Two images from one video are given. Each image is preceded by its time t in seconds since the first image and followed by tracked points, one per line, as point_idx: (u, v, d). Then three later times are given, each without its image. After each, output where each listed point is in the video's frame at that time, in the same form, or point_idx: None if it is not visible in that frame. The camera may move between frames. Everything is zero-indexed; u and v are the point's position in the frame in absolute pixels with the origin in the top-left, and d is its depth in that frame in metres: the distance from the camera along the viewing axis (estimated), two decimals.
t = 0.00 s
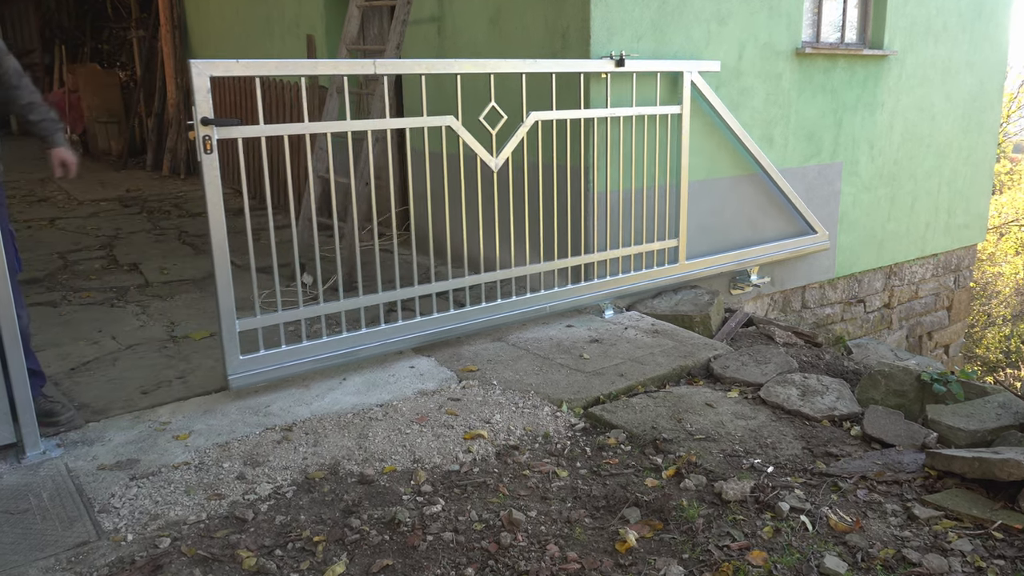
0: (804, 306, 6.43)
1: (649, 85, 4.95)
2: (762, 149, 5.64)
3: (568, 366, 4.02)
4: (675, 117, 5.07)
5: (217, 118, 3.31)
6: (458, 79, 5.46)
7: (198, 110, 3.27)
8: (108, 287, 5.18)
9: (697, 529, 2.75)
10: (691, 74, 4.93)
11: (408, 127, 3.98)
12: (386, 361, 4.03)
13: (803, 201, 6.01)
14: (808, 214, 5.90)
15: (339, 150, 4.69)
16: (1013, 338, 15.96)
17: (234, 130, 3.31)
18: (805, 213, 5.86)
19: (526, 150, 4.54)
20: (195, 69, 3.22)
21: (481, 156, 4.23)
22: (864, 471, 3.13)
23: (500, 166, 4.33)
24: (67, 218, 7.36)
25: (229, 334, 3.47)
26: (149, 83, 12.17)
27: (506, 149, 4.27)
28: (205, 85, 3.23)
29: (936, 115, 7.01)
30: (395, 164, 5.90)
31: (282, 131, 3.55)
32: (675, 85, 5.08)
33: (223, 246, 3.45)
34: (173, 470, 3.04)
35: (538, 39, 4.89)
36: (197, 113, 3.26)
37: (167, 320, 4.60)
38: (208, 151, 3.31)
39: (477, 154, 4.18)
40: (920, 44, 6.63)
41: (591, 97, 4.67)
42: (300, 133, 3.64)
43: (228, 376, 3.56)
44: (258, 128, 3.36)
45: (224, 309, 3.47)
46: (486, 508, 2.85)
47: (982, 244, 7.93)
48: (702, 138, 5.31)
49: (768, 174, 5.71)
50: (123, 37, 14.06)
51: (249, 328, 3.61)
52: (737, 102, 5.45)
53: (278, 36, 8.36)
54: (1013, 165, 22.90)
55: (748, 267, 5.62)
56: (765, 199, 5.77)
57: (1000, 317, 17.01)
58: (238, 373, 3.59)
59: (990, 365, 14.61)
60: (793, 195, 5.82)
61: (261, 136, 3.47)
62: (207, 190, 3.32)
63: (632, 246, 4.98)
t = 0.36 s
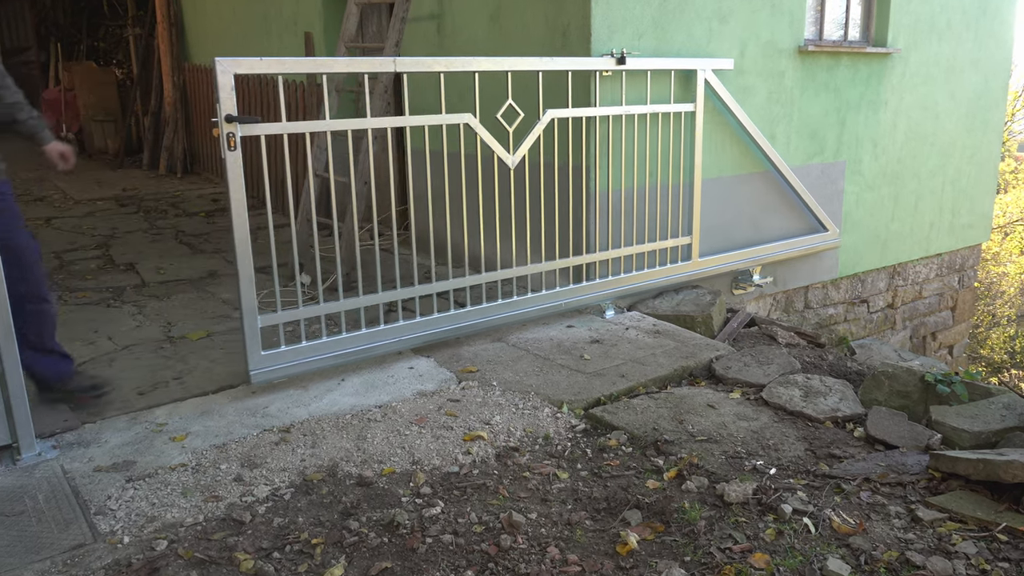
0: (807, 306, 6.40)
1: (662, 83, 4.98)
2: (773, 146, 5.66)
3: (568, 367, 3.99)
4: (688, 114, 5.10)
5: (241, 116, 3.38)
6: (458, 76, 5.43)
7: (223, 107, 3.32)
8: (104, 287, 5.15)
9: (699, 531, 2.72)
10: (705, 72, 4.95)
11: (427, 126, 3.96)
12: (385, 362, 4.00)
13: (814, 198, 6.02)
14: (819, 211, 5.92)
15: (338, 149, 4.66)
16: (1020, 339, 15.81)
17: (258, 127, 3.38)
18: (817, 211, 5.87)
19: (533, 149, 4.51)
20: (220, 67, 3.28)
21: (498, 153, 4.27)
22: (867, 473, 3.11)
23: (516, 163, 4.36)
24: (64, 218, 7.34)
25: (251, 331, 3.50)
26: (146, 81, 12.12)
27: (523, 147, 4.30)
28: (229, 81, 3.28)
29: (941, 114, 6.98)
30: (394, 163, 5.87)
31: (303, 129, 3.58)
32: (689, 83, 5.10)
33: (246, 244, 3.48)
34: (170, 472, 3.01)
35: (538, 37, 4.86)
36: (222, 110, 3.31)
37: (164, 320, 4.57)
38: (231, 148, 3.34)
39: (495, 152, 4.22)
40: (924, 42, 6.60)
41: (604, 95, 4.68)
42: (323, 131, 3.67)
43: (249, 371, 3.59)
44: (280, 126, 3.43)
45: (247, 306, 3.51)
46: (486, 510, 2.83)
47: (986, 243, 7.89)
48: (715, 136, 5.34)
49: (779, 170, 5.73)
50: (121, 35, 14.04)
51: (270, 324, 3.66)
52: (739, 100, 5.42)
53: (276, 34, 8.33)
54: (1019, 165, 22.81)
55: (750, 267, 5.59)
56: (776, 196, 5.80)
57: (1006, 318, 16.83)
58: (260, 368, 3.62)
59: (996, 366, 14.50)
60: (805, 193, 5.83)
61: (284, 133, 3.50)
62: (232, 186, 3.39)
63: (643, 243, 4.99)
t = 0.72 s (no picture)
0: (810, 307, 6.37)
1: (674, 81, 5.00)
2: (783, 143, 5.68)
3: (568, 368, 3.97)
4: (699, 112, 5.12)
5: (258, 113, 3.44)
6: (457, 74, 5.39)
7: (241, 104, 3.38)
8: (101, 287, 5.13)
9: (701, 534, 2.69)
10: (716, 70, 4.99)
11: (442, 123, 4.02)
12: (384, 363, 3.97)
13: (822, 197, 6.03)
14: (828, 209, 5.92)
15: (338, 147, 4.63)
16: None
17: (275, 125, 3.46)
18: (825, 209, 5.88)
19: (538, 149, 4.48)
20: (239, 65, 3.33)
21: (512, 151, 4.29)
22: (870, 475, 3.08)
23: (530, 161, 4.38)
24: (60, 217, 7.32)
25: (268, 326, 3.57)
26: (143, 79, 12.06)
27: (536, 144, 4.35)
28: (247, 79, 3.33)
29: (945, 112, 6.95)
30: (394, 162, 5.84)
31: (319, 127, 3.65)
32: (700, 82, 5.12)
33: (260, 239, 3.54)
34: (167, 473, 2.99)
35: (538, 34, 4.83)
36: (240, 108, 3.37)
37: (162, 321, 4.54)
38: (250, 145, 3.44)
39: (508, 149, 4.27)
40: (928, 40, 6.57)
41: (616, 93, 4.70)
42: (338, 127, 3.74)
43: (266, 367, 3.65)
44: (296, 124, 3.50)
45: (263, 302, 3.58)
46: (486, 512, 2.80)
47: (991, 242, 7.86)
48: (725, 134, 5.36)
49: (788, 168, 5.75)
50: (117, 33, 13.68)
51: (286, 320, 3.69)
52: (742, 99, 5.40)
53: (274, 32, 8.31)
54: None
55: (752, 267, 5.56)
56: (786, 193, 5.82)
57: (1011, 318, 16.15)
58: (276, 365, 3.67)
59: (1002, 366, 14.39)
60: (814, 191, 5.85)
61: (301, 131, 3.58)
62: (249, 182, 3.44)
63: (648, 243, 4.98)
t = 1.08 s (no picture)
0: (812, 307, 6.34)
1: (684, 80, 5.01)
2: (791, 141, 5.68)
3: (569, 368, 3.94)
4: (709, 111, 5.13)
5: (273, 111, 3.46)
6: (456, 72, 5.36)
7: (256, 102, 3.41)
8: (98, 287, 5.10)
9: (703, 536, 2.66)
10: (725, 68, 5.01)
11: (454, 120, 4.04)
12: (382, 364, 3.94)
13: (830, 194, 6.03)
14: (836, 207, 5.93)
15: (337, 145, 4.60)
16: None
17: (290, 122, 3.47)
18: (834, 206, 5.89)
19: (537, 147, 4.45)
20: (254, 62, 3.36)
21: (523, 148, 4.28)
22: (874, 476, 3.05)
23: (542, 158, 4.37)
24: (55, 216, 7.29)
25: (281, 323, 3.58)
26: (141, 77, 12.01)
27: (547, 142, 4.35)
28: (262, 78, 3.36)
29: (949, 110, 6.92)
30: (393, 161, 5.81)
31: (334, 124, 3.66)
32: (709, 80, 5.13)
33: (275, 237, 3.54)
34: (164, 475, 2.96)
35: (538, 32, 4.80)
36: (255, 105, 3.40)
37: (159, 321, 4.51)
38: (264, 143, 3.46)
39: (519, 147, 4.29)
40: (931, 37, 6.54)
41: (626, 91, 4.72)
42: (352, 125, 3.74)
43: (280, 365, 3.66)
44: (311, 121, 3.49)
45: (277, 298, 3.58)
46: (486, 515, 2.77)
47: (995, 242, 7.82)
48: (734, 133, 5.38)
49: (797, 165, 5.75)
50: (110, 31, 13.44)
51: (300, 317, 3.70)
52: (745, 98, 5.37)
53: (272, 29, 8.28)
54: None
55: (754, 267, 5.53)
56: (793, 191, 5.82)
57: (1015, 318, 16.07)
58: (291, 362, 3.68)
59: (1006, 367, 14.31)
60: (823, 188, 5.86)
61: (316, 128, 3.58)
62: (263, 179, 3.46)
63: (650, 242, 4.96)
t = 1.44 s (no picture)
0: (815, 307, 6.32)
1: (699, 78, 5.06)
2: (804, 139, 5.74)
3: (570, 369, 3.91)
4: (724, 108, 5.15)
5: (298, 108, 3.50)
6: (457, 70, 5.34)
7: (282, 99, 3.45)
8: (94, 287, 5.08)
9: (704, 539, 2.63)
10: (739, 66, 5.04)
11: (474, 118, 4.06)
12: (381, 365, 3.91)
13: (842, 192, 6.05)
14: (849, 204, 5.97)
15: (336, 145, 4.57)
16: None
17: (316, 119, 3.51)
18: (846, 203, 5.93)
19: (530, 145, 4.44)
20: (280, 60, 3.40)
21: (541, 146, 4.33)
22: (877, 478, 3.02)
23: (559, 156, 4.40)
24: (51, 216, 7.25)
25: (304, 318, 3.62)
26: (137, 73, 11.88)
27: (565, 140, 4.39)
28: (288, 76, 3.39)
29: (953, 109, 6.89)
30: (392, 160, 5.78)
31: (359, 121, 3.68)
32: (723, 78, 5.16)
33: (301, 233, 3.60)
34: (160, 477, 2.93)
35: (538, 30, 4.78)
36: (281, 102, 3.44)
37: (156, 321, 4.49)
38: (289, 140, 3.49)
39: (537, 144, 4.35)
40: (935, 35, 6.51)
41: (642, 89, 4.77)
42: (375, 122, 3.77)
43: (303, 360, 3.70)
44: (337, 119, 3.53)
45: (303, 293, 3.63)
46: (486, 517, 2.74)
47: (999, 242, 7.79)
48: (749, 130, 5.42)
49: (809, 163, 5.80)
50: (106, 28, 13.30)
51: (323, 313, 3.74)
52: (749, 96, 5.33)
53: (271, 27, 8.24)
54: None
55: (756, 267, 5.50)
56: (806, 189, 5.86)
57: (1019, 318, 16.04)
58: (314, 357, 3.73)
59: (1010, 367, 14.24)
60: (835, 185, 5.89)
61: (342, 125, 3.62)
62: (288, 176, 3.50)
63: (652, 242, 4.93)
